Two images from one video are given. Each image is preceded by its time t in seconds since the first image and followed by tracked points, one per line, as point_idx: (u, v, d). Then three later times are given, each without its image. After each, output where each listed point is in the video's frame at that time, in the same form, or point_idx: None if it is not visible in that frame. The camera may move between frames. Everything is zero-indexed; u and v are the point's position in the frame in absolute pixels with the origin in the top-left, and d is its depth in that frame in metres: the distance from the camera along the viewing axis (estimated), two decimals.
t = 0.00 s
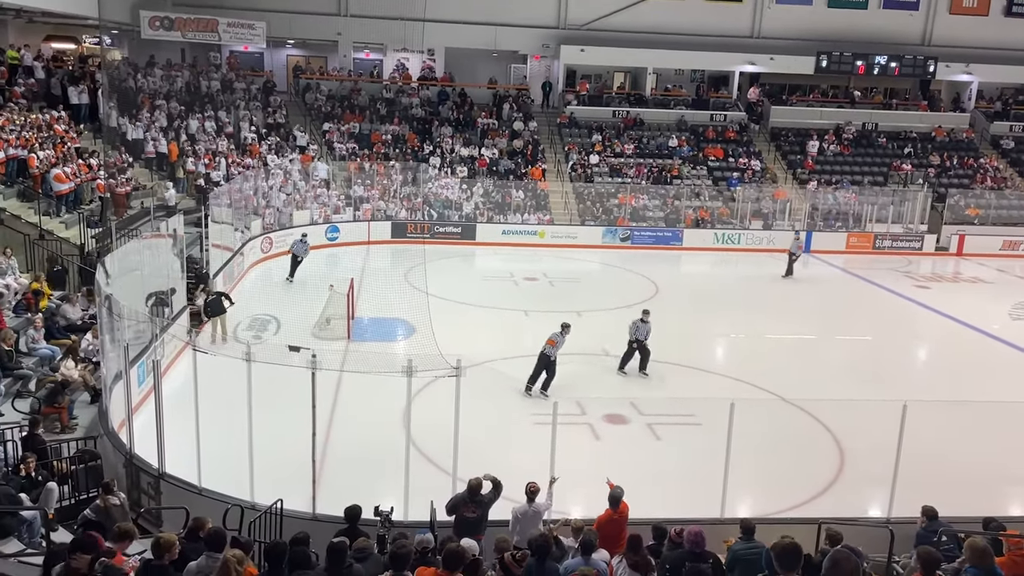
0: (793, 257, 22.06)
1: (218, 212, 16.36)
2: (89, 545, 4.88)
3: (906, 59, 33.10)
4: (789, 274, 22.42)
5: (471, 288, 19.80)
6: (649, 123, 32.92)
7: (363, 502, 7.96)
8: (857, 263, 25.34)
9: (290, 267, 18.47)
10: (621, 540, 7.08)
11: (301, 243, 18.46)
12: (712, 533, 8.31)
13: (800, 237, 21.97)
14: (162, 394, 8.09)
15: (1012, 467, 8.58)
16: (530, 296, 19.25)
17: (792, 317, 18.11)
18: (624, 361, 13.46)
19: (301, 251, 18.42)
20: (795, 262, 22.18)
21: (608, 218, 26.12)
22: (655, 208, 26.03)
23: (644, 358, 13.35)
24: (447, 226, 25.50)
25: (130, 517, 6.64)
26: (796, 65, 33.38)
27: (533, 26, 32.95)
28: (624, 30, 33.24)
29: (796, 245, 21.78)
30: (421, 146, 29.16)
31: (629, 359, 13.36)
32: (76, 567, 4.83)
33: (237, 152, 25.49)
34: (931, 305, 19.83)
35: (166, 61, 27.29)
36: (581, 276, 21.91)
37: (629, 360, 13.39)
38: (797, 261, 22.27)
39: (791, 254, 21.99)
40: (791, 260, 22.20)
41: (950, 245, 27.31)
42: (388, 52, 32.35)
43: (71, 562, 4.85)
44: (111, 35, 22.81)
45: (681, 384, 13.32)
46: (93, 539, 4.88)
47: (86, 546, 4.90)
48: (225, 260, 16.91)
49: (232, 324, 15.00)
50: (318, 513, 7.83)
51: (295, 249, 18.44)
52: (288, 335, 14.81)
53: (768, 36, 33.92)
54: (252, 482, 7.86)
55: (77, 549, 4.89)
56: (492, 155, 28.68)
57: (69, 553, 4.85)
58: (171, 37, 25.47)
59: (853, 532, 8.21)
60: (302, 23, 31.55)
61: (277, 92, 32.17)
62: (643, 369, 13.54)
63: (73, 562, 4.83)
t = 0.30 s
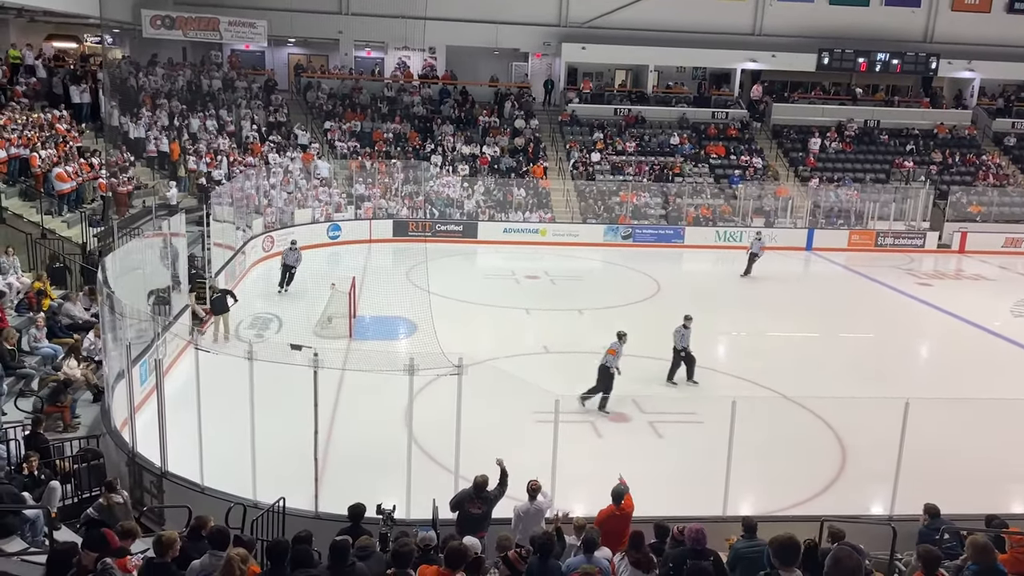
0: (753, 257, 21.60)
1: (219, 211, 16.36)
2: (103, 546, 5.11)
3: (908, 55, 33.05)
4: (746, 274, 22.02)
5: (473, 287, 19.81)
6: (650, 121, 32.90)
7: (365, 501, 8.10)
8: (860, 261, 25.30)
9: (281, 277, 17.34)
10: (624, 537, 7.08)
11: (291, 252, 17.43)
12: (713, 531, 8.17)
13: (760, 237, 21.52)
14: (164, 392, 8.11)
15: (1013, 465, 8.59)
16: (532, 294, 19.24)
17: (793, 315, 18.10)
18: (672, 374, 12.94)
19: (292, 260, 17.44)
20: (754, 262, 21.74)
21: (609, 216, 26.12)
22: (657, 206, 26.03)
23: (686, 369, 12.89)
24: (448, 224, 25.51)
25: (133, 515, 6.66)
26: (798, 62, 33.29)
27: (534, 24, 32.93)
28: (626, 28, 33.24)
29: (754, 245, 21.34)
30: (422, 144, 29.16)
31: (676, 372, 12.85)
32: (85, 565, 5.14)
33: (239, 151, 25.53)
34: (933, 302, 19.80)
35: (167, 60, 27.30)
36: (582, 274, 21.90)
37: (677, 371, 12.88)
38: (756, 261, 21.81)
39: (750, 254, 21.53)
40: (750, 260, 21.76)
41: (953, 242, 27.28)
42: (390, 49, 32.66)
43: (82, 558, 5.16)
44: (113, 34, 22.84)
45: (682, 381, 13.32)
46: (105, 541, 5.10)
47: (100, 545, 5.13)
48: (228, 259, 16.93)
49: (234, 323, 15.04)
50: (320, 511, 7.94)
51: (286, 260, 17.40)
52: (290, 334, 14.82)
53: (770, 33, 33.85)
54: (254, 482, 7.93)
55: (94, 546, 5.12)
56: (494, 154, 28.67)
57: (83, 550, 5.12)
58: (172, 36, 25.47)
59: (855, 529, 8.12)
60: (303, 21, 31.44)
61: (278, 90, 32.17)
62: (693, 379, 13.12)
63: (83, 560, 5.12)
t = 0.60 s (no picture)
0: (714, 260, 20.73)
1: (217, 210, 16.34)
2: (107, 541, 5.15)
3: (906, 53, 33.04)
4: (706, 275, 21.23)
5: (471, 285, 19.79)
6: (649, 119, 32.86)
7: (365, 500, 8.10)
8: (858, 258, 25.31)
9: (275, 291, 16.02)
10: (622, 534, 7.14)
11: (290, 266, 15.97)
12: (712, 529, 8.21)
13: (723, 241, 20.59)
14: (162, 391, 8.08)
15: (1012, 462, 8.60)
16: (530, 293, 19.23)
17: (791, 312, 18.12)
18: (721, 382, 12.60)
19: (291, 275, 16.03)
20: (716, 265, 20.91)
21: (608, 215, 26.10)
22: (656, 204, 26.03)
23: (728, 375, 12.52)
24: (447, 223, 25.50)
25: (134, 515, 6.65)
26: (797, 60, 33.24)
27: (532, 22, 32.89)
28: (624, 26, 33.22)
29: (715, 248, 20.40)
30: (421, 143, 29.13)
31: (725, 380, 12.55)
32: (92, 560, 5.14)
33: (237, 150, 25.49)
34: (932, 300, 19.81)
35: (165, 59, 27.26)
36: (582, 273, 21.88)
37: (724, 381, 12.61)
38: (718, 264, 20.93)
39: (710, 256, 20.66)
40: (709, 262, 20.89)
41: (951, 240, 27.29)
42: (387, 48, 32.97)
43: (88, 554, 5.17)
44: (111, 33, 22.80)
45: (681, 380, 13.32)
46: (109, 537, 5.15)
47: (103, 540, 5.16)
48: (226, 258, 16.93)
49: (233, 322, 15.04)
50: (319, 510, 7.95)
51: (282, 273, 15.95)
52: (290, 332, 14.83)
53: (769, 31, 33.82)
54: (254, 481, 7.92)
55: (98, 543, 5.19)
56: (492, 152, 28.64)
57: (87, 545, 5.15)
58: (170, 34, 25.42)
59: (854, 527, 8.17)
60: (301, 19, 31.39)
61: (276, 89, 32.11)
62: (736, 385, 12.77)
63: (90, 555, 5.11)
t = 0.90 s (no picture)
0: (684, 266, 19.77)
1: (211, 210, 16.29)
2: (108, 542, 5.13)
3: (899, 51, 33.13)
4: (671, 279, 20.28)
5: (466, 284, 19.77)
6: (643, 117, 32.86)
7: (360, 499, 8.14)
8: (852, 256, 25.37)
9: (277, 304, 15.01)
10: (618, 530, 7.18)
11: (293, 276, 14.92)
12: (707, 527, 8.35)
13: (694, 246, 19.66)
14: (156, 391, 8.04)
15: (1006, 459, 8.65)
16: (525, 291, 19.22)
17: (786, 310, 18.17)
18: (766, 384, 12.38)
19: (295, 286, 15.05)
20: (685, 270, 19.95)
21: (602, 213, 26.11)
22: (650, 202, 26.04)
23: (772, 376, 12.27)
24: (442, 222, 25.48)
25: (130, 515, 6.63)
26: (790, 58, 33.30)
27: (526, 21, 32.89)
28: (618, 25, 33.24)
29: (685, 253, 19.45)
30: (415, 142, 29.10)
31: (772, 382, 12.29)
32: (93, 565, 5.09)
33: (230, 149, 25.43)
34: (926, 297, 19.88)
35: (158, 58, 27.18)
36: (576, 271, 21.87)
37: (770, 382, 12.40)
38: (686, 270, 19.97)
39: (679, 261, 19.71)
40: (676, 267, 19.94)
41: (944, 237, 27.38)
42: (381, 46, 32.59)
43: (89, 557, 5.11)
44: (104, 32, 22.72)
45: (676, 378, 13.33)
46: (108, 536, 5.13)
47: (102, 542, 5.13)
48: (220, 258, 16.89)
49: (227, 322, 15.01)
50: (314, 510, 7.97)
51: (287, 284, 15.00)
52: (284, 332, 14.83)
53: (762, 29, 33.92)
54: (249, 481, 7.92)
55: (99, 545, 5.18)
56: (487, 151, 28.61)
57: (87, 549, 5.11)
58: (163, 33, 25.38)
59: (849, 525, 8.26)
60: (295, 18, 31.45)
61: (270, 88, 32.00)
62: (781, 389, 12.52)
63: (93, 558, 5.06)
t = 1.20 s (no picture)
0: (661, 273, 18.57)
1: (197, 210, 16.19)
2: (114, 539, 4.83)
3: (885, 50, 33.33)
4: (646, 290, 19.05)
5: (454, 283, 19.75)
6: (630, 116, 32.88)
7: (348, 499, 8.12)
8: (838, 254, 25.51)
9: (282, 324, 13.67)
10: (608, 526, 7.20)
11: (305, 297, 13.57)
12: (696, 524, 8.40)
13: (670, 253, 18.51)
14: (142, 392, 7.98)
15: (990, 454, 8.73)
16: (512, 290, 19.21)
17: (773, 308, 18.26)
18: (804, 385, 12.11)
19: (304, 305, 13.77)
20: (662, 279, 18.72)
21: (590, 212, 26.15)
22: (638, 201, 26.09)
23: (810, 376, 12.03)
24: (430, 221, 25.44)
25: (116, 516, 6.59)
26: (776, 57, 33.46)
27: (513, 20, 32.89)
28: (605, 24, 33.31)
29: (661, 260, 18.31)
30: (402, 141, 29.02)
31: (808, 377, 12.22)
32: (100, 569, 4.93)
33: (216, 148, 25.28)
34: (912, 294, 20.01)
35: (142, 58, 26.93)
36: (565, 270, 21.88)
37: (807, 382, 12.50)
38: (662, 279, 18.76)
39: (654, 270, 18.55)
40: (652, 276, 18.73)
41: (930, 234, 27.58)
42: (369, 45, 32.34)
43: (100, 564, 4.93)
44: (89, 32, 22.55)
45: (664, 376, 13.37)
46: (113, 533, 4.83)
47: (112, 543, 4.84)
48: (207, 257, 16.80)
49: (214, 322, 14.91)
50: (303, 509, 7.95)
51: (296, 303, 13.62)
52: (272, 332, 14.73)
53: (749, 28, 34.08)
54: (237, 481, 7.89)
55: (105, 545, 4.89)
56: (475, 150, 28.57)
57: (99, 553, 4.80)
58: (149, 32, 25.42)
59: (836, 520, 8.33)
60: (280, 17, 31.35)
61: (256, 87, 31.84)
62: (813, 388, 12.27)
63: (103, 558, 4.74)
